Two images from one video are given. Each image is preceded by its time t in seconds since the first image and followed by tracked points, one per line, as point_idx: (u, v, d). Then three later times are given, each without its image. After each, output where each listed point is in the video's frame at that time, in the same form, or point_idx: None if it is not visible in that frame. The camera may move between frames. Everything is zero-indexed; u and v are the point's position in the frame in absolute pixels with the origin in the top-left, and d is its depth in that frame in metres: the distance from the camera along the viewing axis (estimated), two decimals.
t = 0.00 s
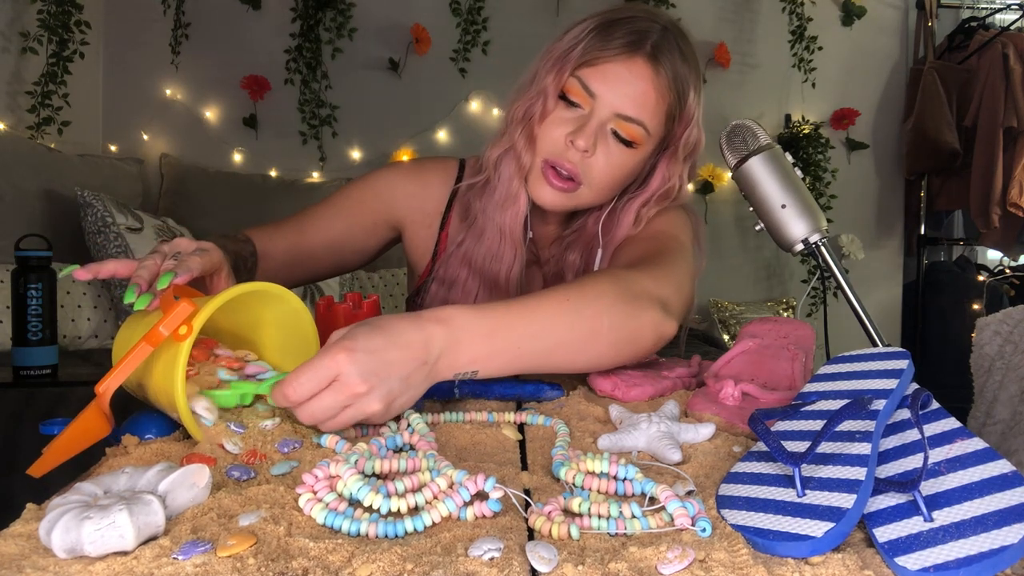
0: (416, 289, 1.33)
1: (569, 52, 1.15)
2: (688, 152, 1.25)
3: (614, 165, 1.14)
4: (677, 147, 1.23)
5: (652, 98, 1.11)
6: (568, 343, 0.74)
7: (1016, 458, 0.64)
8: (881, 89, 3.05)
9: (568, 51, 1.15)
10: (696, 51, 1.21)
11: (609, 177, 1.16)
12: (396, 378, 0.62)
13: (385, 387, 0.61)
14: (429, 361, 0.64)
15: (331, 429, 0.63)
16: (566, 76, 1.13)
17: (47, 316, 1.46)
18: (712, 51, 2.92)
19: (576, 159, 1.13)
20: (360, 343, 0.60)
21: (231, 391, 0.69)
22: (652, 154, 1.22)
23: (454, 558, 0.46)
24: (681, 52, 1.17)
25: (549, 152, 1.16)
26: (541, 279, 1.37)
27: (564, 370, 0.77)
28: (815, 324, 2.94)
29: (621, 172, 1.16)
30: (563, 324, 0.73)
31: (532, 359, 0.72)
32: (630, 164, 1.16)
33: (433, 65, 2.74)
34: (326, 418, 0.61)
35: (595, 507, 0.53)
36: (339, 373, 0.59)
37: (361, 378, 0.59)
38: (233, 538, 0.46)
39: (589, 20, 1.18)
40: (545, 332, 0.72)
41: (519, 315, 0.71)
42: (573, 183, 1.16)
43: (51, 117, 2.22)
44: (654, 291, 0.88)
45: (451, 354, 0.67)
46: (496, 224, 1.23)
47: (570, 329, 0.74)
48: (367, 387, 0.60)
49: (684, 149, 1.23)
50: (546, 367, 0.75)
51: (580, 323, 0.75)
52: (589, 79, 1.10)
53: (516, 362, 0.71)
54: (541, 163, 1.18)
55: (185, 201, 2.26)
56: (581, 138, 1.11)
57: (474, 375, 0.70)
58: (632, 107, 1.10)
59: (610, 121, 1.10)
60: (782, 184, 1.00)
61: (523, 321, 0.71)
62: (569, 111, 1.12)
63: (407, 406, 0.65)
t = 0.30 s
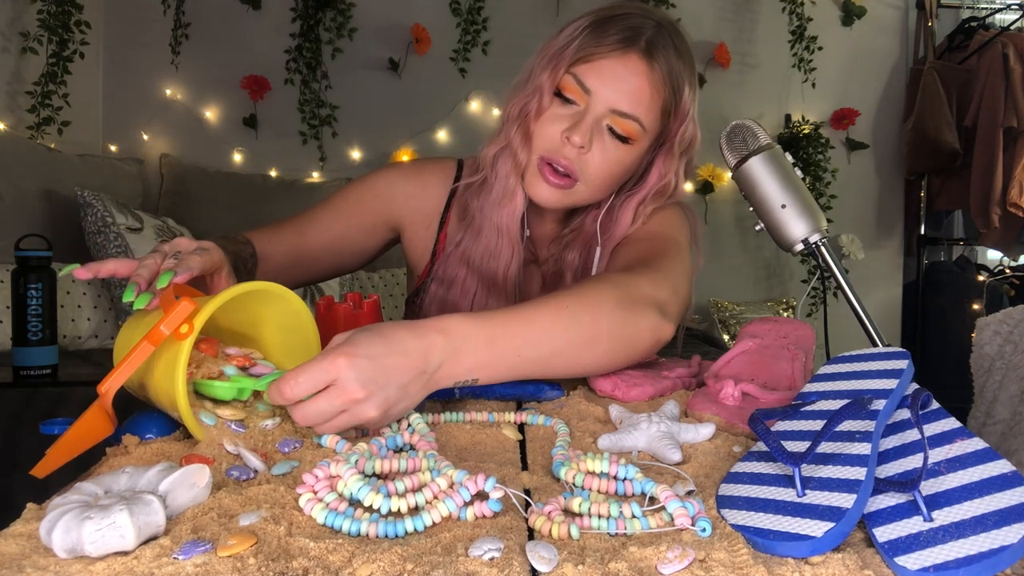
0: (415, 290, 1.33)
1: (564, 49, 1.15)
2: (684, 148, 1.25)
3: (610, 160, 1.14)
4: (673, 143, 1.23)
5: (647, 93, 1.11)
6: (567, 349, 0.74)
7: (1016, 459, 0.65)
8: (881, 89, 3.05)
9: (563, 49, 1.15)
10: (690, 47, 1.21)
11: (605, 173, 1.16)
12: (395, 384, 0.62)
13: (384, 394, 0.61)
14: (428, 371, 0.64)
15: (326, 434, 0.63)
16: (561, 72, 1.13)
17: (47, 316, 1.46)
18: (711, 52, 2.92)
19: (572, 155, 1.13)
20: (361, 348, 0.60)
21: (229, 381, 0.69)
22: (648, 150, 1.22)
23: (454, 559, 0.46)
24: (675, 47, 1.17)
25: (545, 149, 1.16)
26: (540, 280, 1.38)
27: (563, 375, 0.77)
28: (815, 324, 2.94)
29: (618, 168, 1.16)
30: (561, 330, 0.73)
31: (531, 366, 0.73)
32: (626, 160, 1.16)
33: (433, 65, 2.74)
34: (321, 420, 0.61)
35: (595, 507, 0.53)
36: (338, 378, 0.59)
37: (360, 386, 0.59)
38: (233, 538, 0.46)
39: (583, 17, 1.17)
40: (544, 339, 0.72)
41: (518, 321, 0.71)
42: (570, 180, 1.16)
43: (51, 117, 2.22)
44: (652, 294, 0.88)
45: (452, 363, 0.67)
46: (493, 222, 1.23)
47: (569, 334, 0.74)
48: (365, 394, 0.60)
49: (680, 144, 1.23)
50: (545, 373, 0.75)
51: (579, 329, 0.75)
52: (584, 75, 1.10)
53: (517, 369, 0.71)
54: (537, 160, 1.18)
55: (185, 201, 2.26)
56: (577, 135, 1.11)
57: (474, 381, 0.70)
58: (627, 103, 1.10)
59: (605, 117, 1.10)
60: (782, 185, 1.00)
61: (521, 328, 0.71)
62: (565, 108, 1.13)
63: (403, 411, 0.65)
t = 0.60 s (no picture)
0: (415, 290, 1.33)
1: (558, 46, 1.15)
2: (680, 142, 1.25)
3: (607, 154, 1.14)
4: (670, 137, 1.23)
5: (642, 87, 1.11)
6: (573, 348, 0.74)
7: (1016, 459, 0.65)
8: (881, 89, 3.05)
9: (558, 45, 1.15)
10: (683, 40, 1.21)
11: (603, 167, 1.15)
12: (409, 386, 0.61)
13: (398, 395, 0.60)
14: (442, 369, 0.64)
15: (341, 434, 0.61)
16: (556, 68, 1.13)
17: (46, 317, 1.46)
18: (711, 52, 2.92)
19: (568, 150, 1.13)
20: (375, 350, 0.59)
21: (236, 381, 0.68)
22: (644, 145, 1.22)
23: (454, 558, 0.46)
24: (669, 41, 1.17)
25: (542, 144, 1.16)
26: (540, 277, 1.38)
27: (569, 372, 0.77)
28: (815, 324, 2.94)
29: (615, 163, 1.16)
30: (567, 330, 0.73)
31: (538, 365, 0.72)
32: (623, 155, 1.16)
33: (433, 65, 2.74)
34: (335, 423, 0.60)
35: (595, 507, 0.53)
36: (353, 379, 0.57)
37: (376, 388, 0.58)
38: (233, 538, 0.46)
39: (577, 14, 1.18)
40: (553, 338, 0.72)
41: (527, 319, 0.71)
42: (567, 174, 1.16)
43: (51, 117, 2.22)
44: (654, 291, 0.88)
45: (464, 362, 0.66)
46: (492, 219, 1.24)
47: (576, 333, 0.74)
48: (381, 395, 0.58)
49: (677, 138, 1.23)
50: (551, 372, 0.75)
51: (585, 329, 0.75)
52: (578, 70, 1.10)
53: (526, 369, 0.71)
54: (535, 155, 1.18)
55: (185, 201, 2.25)
56: (574, 129, 1.10)
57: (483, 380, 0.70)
58: (623, 97, 1.10)
59: (601, 112, 1.10)
60: (782, 185, 1.00)
61: (529, 326, 0.71)
62: (561, 103, 1.12)
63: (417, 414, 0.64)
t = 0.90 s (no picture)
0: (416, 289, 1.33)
1: (558, 44, 1.15)
2: (680, 140, 1.25)
3: (607, 151, 1.14)
4: (670, 135, 1.23)
5: (642, 85, 1.11)
6: (582, 349, 0.74)
7: (1015, 459, 0.65)
8: (881, 89, 3.05)
9: (557, 43, 1.16)
10: (683, 37, 1.21)
11: (604, 164, 1.15)
12: (428, 389, 0.61)
13: (418, 399, 0.60)
14: (458, 371, 0.64)
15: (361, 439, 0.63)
16: (556, 66, 1.13)
17: (47, 317, 1.46)
18: (711, 52, 2.92)
19: (569, 148, 1.13)
20: (394, 354, 0.59)
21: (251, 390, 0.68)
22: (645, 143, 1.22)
23: (454, 559, 0.46)
24: (669, 39, 1.17)
25: (542, 142, 1.16)
26: (541, 276, 1.37)
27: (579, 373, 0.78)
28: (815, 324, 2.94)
29: (616, 160, 1.16)
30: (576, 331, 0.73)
31: (549, 367, 0.73)
32: (624, 152, 1.16)
33: (433, 65, 2.74)
34: (355, 428, 0.60)
35: (595, 507, 0.53)
36: (373, 385, 0.58)
37: (395, 393, 0.58)
38: (233, 538, 0.46)
39: (576, 13, 1.18)
40: (564, 341, 0.72)
41: (538, 322, 0.71)
42: (568, 170, 1.16)
43: (51, 117, 2.22)
44: (659, 292, 0.88)
45: (480, 363, 0.67)
46: (492, 218, 1.24)
47: (585, 335, 0.74)
48: (401, 400, 0.59)
49: (677, 136, 1.23)
50: (560, 373, 0.75)
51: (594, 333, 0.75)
52: (578, 69, 1.10)
53: (537, 370, 0.71)
54: (535, 153, 1.18)
55: (186, 201, 2.25)
56: (574, 126, 1.10)
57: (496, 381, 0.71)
58: (622, 95, 1.10)
59: (601, 109, 1.10)
60: (782, 185, 1.00)
61: (538, 327, 0.71)
62: (561, 101, 1.13)
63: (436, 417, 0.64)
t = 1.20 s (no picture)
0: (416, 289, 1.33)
1: (559, 45, 1.15)
2: (682, 140, 1.25)
3: (608, 151, 1.14)
4: (671, 135, 1.23)
5: (643, 85, 1.11)
6: (599, 342, 0.74)
7: (1015, 459, 0.64)
8: (881, 89, 3.05)
9: (559, 44, 1.15)
10: (683, 38, 1.21)
11: (605, 163, 1.15)
12: (455, 374, 0.56)
13: (446, 383, 0.55)
14: (481, 356, 0.60)
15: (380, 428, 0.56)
16: (558, 66, 1.13)
17: (46, 316, 1.46)
18: (711, 52, 2.92)
19: (571, 148, 1.13)
20: (422, 336, 0.54)
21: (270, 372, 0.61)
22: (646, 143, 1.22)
23: (454, 559, 0.46)
24: (670, 39, 1.17)
25: (544, 143, 1.16)
26: (542, 276, 1.37)
27: (591, 370, 0.77)
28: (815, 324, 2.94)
29: (617, 161, 1.16)
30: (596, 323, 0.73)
31: (567, 358, 0.72)
32: (625, 153, 1.16)
33: (433, 65, 2.74)
34: (381, 415, 0.55)
35: (595, 507, 0.53)
36: (401, 368, 0.53)
37: (424, 375, 0.53)
38: (233, 538, 0.46)
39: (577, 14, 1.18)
40: (583, 331, 0.71)
41: (560, 311, 0.70)
42: (569, 172, 1.16)
43: (51, 117, 2.22)
44: (669, 288, 0.89)
45: (501, 350, 0.63)
46: (493, 218, 1.24)
47: (602, 329, 0.74)
48: (429, 384, 0.54)
49: (678, 137, 1.23)
50: (574, 365, 0.74)
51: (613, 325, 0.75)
52: (580, 69, 1.10)
53: (555, 361, 0.70)
54: (537, 154, 1.18)
55: (186, 200, 2.25)
56: (576, 127, 1.10)
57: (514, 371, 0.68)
58: (624, 95, 1.10)
59: (603, 109, 1.10)
60: (782, 185, 1.00)
61: (560, 315, 0.70)
62: (563, 101, 1.12)
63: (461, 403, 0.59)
